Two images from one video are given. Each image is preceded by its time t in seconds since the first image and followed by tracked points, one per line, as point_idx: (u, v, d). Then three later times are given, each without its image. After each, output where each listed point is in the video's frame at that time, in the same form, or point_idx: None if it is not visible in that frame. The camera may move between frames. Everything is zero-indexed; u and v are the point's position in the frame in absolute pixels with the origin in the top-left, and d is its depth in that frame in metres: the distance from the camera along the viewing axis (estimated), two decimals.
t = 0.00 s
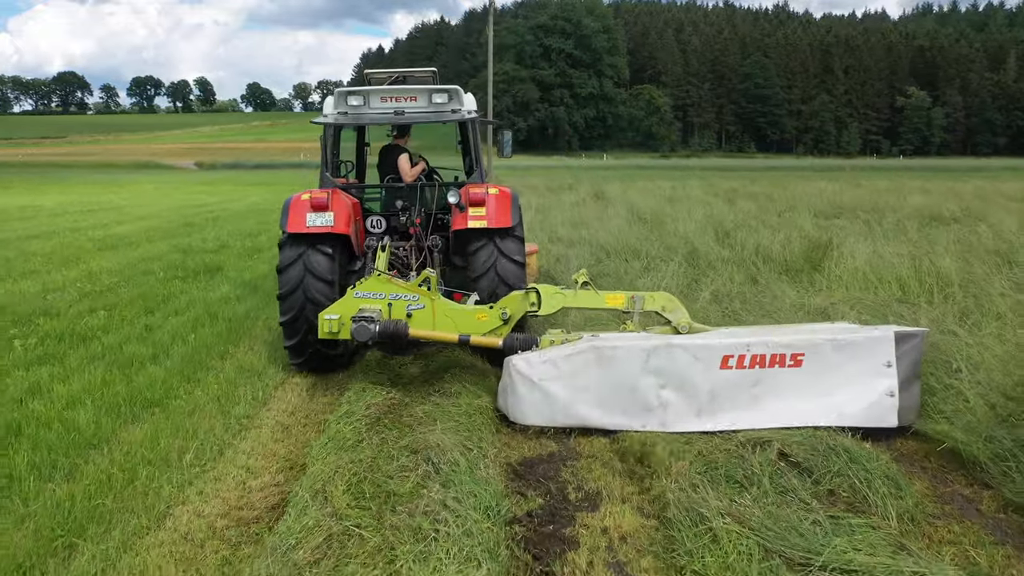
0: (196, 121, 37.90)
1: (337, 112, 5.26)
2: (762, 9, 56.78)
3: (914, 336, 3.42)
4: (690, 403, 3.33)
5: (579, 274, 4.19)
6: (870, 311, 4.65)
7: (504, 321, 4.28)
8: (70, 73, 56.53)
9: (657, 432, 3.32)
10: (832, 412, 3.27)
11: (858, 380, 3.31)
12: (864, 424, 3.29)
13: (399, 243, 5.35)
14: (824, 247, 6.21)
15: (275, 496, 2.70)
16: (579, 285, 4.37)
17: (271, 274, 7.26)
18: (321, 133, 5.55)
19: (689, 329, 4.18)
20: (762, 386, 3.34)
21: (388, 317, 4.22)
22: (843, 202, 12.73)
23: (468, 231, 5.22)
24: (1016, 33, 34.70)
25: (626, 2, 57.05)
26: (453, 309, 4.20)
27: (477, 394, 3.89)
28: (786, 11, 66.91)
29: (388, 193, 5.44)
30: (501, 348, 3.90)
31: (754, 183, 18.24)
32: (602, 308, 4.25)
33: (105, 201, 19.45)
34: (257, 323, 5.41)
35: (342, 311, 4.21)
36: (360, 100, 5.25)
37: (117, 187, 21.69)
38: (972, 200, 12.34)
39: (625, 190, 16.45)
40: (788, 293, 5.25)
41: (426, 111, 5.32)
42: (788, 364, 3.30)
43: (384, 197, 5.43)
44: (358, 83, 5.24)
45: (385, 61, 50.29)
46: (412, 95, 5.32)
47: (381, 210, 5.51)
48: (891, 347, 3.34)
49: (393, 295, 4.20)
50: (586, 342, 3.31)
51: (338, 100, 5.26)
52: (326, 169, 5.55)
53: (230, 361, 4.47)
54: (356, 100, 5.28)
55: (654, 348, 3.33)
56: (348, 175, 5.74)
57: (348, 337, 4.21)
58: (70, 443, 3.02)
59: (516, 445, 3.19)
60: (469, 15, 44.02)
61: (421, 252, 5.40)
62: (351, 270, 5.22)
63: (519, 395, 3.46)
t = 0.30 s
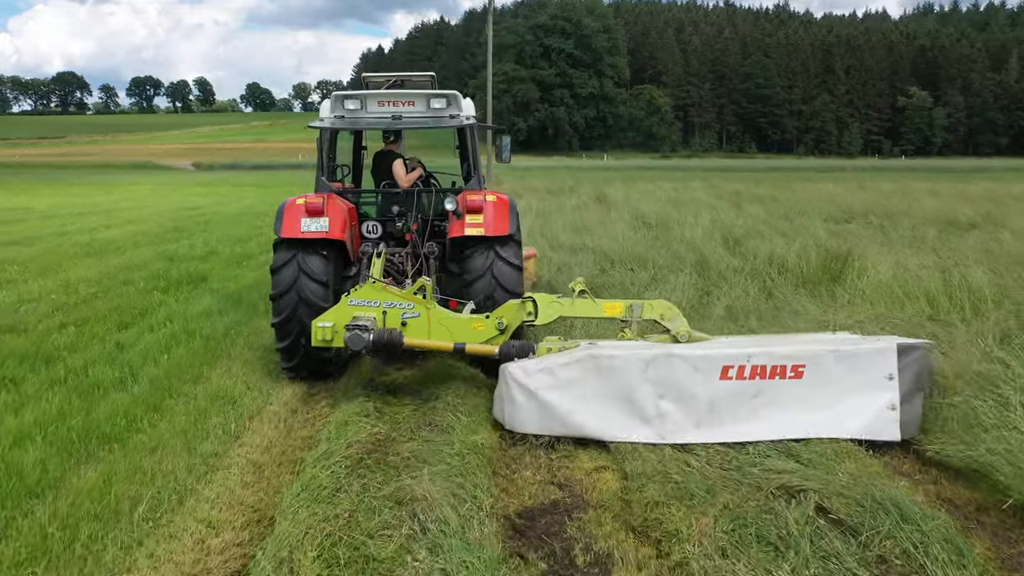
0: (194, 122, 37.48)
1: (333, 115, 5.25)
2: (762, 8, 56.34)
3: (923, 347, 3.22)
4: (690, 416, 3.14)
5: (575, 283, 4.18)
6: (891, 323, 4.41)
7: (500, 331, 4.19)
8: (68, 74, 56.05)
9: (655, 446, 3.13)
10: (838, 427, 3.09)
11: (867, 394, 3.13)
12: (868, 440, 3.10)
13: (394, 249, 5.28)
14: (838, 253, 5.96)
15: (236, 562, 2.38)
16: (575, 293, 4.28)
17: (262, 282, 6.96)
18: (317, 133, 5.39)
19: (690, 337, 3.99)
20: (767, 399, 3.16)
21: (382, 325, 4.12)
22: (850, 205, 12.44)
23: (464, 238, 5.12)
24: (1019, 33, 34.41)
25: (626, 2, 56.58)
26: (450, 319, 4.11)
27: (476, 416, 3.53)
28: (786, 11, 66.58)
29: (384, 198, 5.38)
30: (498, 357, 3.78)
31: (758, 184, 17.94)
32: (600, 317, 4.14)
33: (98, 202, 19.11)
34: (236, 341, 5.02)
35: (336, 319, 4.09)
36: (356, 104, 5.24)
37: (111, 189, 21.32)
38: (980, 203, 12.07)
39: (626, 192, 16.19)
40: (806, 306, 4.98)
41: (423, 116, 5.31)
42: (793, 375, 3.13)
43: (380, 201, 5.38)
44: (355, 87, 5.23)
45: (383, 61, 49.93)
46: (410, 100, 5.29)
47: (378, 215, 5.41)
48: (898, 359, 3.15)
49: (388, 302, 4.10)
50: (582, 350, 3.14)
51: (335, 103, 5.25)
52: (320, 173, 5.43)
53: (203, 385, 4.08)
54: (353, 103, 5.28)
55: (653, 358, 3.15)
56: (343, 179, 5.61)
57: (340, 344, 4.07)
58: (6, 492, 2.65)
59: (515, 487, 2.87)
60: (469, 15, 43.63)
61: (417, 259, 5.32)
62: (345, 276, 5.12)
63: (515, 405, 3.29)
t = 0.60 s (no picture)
0: (193, 122, 37.11)
1: (329, 121, 5.41)
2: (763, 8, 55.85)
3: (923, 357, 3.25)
4: (689, 428, 3.17)
5: (574, 293, 4.14)
6: (910, 337, 4.18)
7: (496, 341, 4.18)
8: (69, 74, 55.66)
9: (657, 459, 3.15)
10: (838, 440, 3.13)
11: (865, 404, 3.15)
12: (867, 451, 3.16)
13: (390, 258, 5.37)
14: (856, 262, 5.65)
15: None
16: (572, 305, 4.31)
17: (251, 291, 6.66)
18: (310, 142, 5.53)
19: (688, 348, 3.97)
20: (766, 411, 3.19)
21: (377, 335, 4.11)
22: (858, 209, 12.12)
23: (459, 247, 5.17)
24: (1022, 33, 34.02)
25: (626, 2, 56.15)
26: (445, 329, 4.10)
27: (472, 452, 3.11)
28: (787, 11, 66.09)
29: (379, 206, 5.56)
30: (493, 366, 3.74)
31: (761, 185, 17.66)
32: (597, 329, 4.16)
33: (88, 204, 18.73)
34: (214, 361, 4.66)
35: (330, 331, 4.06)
36: (351, 110, 5.41)
37: (104, 190, 20.99)
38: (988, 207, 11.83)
39: (627, 195, 15.92)
40: (829, 322, 4.64)
41: (418, 122, 5.45)
42: (792, 387, 3.15)
43: (376, 209, 5.57)
44: (350, 94, 5.41)
45: (383, 61, 49.53)
46: (405, 106, 5.45)
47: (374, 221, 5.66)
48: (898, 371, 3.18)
49: (383, 312, 4.09)
50: (583, 362, 3.15)
51: (330, 109, 5.41)
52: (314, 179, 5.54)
53: (172, 415, 3.71)
54: (348, 109, 5.46)
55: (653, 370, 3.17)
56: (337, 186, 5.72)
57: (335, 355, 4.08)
58: None
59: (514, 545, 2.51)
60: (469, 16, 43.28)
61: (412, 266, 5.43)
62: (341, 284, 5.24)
63: (511, 416, 3.28)
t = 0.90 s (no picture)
0: (190, 122, 36.63)
1: (321, 126, 5.20)
2: (762, 7, 55.41)
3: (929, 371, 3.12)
4: (686, 443, 3.06)
5: (571, 301, 3.96)
6: (937, 354, 3.93)
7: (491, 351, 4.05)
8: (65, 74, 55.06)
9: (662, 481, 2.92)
10: (838, 455, 3.01)
11: (866, 419, 3.04)
12: (871, 466, 3.02)
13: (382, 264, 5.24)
14: (876, 272, 5.32)
15: None
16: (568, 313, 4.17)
17: (234, 303, 6.30)
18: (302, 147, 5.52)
19: (685, 359, 3.95)
20: (765, 426, 3.08)
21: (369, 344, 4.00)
22: (867, 212, 11.76)
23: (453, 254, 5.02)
24: None
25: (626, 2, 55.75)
26: (438, 338, 3.96)
27: (465, 501, 2.74)
28: (787, 11, 65.66)
29: (372, 211, 5.43)
30: (486, 376, 3.68)
31: (765, 188, 17.35)
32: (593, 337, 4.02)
33: (79, 207, 18.31)
34: (187, 385, 4.28)
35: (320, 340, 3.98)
36: (344, 114, 5.18)
37: (96, 192, 20.57)
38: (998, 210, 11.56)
39: (629, 197, 15.63)
40: (854, 343, 4.29)
41: (413, 127, 5.26)
42: (792, 401, 3.05)
43: (369, 214, 5.43)
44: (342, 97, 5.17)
45: (383, 61, 49.11)
46: (400, 109, 5.25)
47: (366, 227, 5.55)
48: (902, 385, 3.07)
49: (375, 320, 3.97)
50: (576, 372, 3.08)
51: (322, 113, 5.18)
52: (307, 183, 5.53)
53: (132, 453, 3.34)
54: (340, 113, 5.21)
55: (647, 383, 3.09)
56: (332, 188, 5.84)
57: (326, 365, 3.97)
58: None
59: None
60: (468, 16, 42.87)
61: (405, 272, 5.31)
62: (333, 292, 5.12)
63: (506, 429, 3.21)
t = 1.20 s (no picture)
0: (187, 122, 36.22)
1: (314, 130, 5.07)
2: (764, 8, 55.01)
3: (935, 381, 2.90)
4: (685, 458, 2.86)
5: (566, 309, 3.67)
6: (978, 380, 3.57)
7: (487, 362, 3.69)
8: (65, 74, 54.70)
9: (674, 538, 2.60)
10: (846, 470, 2.81)
11: (875, 432, 2.83)
12: (878, 481, 2.82)
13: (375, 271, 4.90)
14: (906, 287, 4.92)
15: None
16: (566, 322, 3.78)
17: (215, 316, 5.90)
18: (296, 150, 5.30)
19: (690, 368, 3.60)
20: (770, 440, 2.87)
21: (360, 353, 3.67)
22: (878, 217, 11.34)
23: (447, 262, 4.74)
24: None
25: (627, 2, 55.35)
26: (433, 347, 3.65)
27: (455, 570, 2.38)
28: (789, 11, 65.26)
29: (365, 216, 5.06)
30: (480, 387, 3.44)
31: (770, 189, 16.98)
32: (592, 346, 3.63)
33: (71, 210, 17.89)
34: (155, 412, 3.90)
35: (310, 346, 3.66)
36: (338, 117, 5.04)
37: (89, 195, 20.15)
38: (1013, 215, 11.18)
39: (631, 200, 15.26)
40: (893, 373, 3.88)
41: (407, 132, 5.05)
42: (798, 413, 2.84)
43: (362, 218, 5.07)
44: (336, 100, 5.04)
45: (384, 61, 48.71)
46: (394, 113, 5.05)
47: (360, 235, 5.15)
48: (913, 396, 2.86)
49: (368, 328, 3.65)
50: (570, 383, 2.88)
51: (315, 116, 5.04)
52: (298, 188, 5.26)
53: (81, 500, 2.95)
54: (334, 116, 5.08)
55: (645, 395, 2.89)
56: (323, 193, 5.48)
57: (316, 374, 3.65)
58: None
59: None
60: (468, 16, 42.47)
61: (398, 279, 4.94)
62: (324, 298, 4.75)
63: (499, 441, 3.01)
